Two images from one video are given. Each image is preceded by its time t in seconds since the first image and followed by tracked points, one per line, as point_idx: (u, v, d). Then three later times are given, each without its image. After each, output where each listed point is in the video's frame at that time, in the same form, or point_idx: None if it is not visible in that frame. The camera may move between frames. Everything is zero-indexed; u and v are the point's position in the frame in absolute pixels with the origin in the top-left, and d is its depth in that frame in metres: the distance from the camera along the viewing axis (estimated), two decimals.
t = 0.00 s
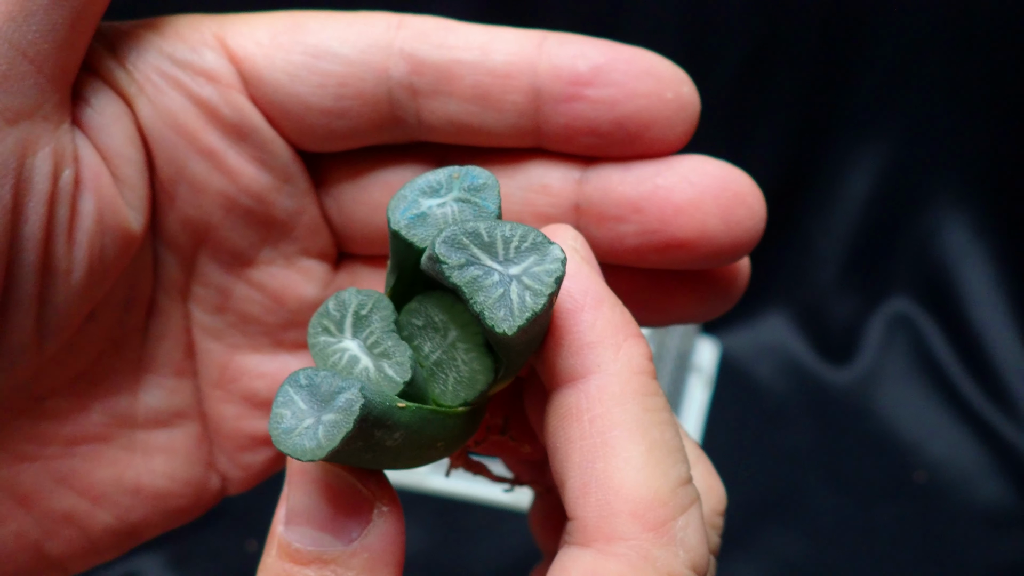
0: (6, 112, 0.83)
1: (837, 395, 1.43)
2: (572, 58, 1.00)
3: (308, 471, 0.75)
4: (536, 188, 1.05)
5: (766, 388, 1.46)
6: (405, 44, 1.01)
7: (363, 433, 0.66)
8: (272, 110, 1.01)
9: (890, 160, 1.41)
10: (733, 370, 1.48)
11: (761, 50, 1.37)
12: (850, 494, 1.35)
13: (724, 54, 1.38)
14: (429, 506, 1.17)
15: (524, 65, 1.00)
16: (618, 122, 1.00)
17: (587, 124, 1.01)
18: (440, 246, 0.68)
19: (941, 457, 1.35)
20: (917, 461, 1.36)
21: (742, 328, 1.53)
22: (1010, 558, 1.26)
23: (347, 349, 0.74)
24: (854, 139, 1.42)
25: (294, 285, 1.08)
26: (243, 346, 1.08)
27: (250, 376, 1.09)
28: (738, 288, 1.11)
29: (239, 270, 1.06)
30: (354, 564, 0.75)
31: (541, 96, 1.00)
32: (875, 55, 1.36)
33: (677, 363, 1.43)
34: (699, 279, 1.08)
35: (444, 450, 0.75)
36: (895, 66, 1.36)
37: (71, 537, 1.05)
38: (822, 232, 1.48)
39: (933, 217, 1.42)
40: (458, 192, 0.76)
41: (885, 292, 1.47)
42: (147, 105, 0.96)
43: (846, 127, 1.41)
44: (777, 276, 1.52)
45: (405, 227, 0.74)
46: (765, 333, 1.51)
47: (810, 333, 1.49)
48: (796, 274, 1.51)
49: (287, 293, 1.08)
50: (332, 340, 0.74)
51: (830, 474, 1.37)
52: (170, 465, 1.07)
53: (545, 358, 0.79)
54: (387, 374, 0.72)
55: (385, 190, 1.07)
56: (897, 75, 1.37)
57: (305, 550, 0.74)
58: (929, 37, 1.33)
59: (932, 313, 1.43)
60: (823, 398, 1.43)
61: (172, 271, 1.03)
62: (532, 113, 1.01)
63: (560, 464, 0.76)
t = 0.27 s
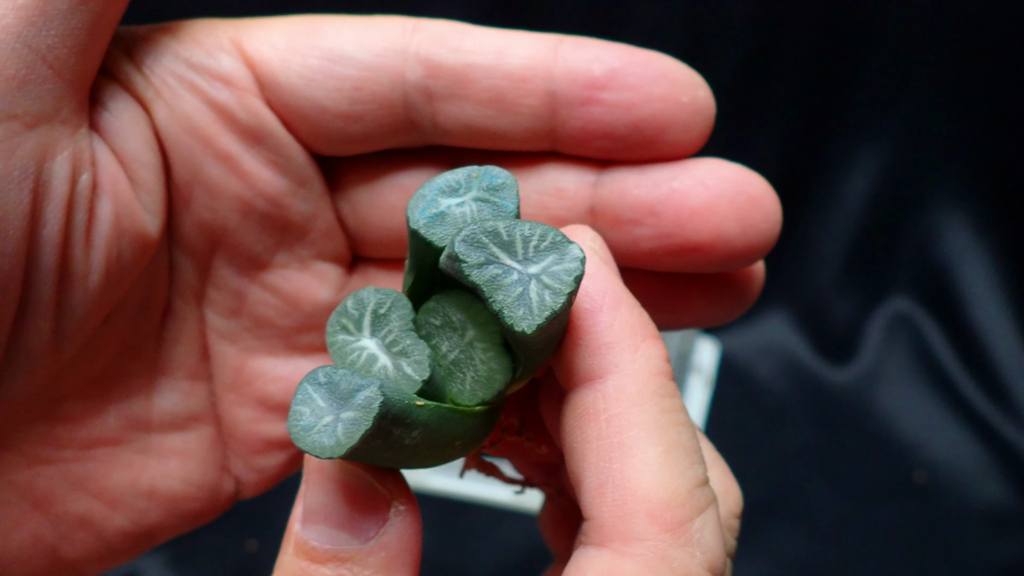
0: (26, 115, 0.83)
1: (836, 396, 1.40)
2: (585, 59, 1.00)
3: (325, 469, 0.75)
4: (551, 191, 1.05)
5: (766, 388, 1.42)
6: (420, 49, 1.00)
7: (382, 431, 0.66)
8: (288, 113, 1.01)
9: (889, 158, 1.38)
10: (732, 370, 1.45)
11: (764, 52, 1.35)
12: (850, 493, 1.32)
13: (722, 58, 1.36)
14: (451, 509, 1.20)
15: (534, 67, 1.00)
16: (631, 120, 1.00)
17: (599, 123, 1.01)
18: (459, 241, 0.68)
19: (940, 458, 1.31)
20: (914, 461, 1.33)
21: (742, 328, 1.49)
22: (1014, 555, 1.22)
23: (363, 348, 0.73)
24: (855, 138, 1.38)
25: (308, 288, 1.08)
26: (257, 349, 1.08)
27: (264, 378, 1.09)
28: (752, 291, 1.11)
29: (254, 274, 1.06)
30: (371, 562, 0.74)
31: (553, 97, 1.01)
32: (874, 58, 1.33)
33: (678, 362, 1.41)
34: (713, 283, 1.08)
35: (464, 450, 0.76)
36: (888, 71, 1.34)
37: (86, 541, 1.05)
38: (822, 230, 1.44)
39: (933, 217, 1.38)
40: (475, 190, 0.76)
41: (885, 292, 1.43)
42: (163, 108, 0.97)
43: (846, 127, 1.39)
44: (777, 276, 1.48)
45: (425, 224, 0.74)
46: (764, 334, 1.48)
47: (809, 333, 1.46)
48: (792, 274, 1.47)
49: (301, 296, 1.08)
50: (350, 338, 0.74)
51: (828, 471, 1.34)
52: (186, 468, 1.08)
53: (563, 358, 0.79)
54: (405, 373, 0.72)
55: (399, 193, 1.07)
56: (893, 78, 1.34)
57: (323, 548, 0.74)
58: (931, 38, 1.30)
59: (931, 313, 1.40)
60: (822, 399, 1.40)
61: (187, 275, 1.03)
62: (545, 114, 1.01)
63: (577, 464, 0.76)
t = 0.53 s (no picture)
0: (44, 120, 0.84)
1: (836, 395, 1.40)
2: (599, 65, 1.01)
3: (339, 470, 0.74)
4: (561, 197, 1.06)
5: (767, 388, 1.42)
6: (433, 54, 1.01)
7: (399, 432, 0.66)
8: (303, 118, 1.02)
9: (891, 160, 1.39)
10: (733, 370, 1.45)
11: (765, 55, 1.35)
12: (850, 495, 1.30)
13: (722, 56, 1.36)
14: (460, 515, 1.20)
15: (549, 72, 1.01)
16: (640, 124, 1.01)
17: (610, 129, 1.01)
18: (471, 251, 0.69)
19: (940, 456, 1.31)
20: (916, 460, 1.32)
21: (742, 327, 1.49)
22: (1013, 556, 1.21)
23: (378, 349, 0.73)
24: (855, 139, 1.39)
25: (319, 292, 1.08)
26: (268, 352, 1.09)
27: (275, 381, 1.10)
28: (760, 297, 1.12)
29: (266, 277, 1.07)
30: (384, 564, 0.74)
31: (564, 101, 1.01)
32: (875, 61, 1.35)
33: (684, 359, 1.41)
34: (721, 288, 1.09)
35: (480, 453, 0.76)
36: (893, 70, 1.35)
37: (97, 541, 1.06)
38: (822, 231, 1.45)
39: (933, 218, 1.41)
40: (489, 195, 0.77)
41: (885, 293, 1.45)
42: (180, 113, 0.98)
43: (845, 127, 1.39)
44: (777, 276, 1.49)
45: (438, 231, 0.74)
46: (765, 334, 1.48)
47: (809, 334, 1.47)
48: (793, 274, 1.48)
49: (312, 299, 1.08)
50: (365, 340, 0.73)
51: (830, 469, 1.33)
52: (197, 470, 1.09)
53: (576, 361, 0.80)
54: (421, 373, 0.72)
55: (411, 198, 1.08)
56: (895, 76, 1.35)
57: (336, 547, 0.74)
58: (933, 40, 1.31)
59: (932, 313, 1.42)
60: (823, 397, 1.40)
61: (200, 277, 1.04)
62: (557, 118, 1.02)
63: (589, 466, 0.76)
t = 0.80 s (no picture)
0: (44, 115, 0.84)
1: (837, 395, 1.36)
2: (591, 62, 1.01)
3: (341, 455, 0.74)
4: (558, 190, 1.07)
5: (767, 388, 1.38)
6: (431, 49, 1.02)
7: (404, 413, 0.66)
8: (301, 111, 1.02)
9: (891, 159, 1.35)
10: (733, 369, 1.41)
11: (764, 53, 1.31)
12: (847, 494, 1.26)
13: (719, 62, 1.32)
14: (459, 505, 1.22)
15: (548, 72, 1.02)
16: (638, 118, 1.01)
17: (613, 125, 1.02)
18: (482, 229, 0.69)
19: (939, 457, 1.27)
20: (915, 461, 1.28)
21: (743, 327, 1.46)
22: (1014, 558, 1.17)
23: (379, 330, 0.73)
24: (855, 138, 1.35)
25: (318, 285, 1.09)
26: (266, 346, 1.10)
27: (274, 375, 1.11)
28: (755, 290, 1.13)
29: (263, 270, 1.07)
30: (386, 550, 0.73)
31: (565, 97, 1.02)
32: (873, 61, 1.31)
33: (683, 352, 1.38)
34: (717, 281, 1.10)
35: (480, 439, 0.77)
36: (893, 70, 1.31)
37: (96, 534, 1.06)
38: (822, 230, 1.41)
39: (932, 216, 1.37)
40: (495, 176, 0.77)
41: (885, 291, 1.41)
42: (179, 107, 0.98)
43: (845, 128, 1.35)
44: (776, 274, 1.46)
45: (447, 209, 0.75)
46: (763, 334, 1.45)
47: (810, 334, 1.43)
48: (792, 273, 1.45)
49: (312, 293, 1.09)
50: (369, 326, 0.73)
51: (827, 471, 1.29)
52: (194, 462, 1.09)
53: (577, 350, 0.80)
54: (425, 358, 0.71)
55: (409, 192, 1.09)
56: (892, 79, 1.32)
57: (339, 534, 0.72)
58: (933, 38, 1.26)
59: (931, 312, 1.38)
60: (824, 398, 1.36)
61: (198, 272, 1.05)
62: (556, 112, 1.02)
63: (590, 451, 0.76)
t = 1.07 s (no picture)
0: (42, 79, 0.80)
1: (836, 393, 1.34)
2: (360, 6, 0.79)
3: (370, 398, 0.64)
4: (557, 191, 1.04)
5: (768, 387, 1.36)
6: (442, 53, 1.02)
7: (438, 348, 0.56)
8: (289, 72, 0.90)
9: (891, 159, 1.33)
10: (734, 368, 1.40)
11: (765, 51, 1.26)
12: (853, 496, 1.18)
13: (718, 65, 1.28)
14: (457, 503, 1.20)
15: None
16: None
17: None
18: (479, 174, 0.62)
19: (941, 457, 1.22)
20: (916, 460, 1.22)
21: (742, 327, 1.46)
22: (1016, 554, 1.09)
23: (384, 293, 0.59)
24: (856, 138, 1.32)
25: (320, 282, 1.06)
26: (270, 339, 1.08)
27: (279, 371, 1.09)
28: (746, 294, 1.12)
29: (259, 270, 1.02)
30: (421, 487, 0.62)
31: None
32: (872, 63, 1.26)
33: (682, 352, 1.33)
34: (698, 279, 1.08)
35: (498, 386, 0.64)
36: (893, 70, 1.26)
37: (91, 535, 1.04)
38: (822, 229, 1.39)
39: (930, 218, 1.36)
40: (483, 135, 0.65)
41: (885, 292, 1.42)
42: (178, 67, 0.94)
43: (846, 129, 1.32)
44: (776, 273, 1.44)
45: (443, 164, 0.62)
46: (764, 334, 1.44)
47: (810, 335, 1.42)
48: (791, 271, 1.43)
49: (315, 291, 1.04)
50: (388, 284, 0.60)
51: (827, 468, 1.22)
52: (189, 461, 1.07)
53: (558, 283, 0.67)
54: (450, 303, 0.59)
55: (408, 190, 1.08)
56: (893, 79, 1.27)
57: (368, 478, 0.62)
58: (933, 38, 1.23)
59: (932, 312, 1.39)
60: (824, 395, 1.34)
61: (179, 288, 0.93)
62: None
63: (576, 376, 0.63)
